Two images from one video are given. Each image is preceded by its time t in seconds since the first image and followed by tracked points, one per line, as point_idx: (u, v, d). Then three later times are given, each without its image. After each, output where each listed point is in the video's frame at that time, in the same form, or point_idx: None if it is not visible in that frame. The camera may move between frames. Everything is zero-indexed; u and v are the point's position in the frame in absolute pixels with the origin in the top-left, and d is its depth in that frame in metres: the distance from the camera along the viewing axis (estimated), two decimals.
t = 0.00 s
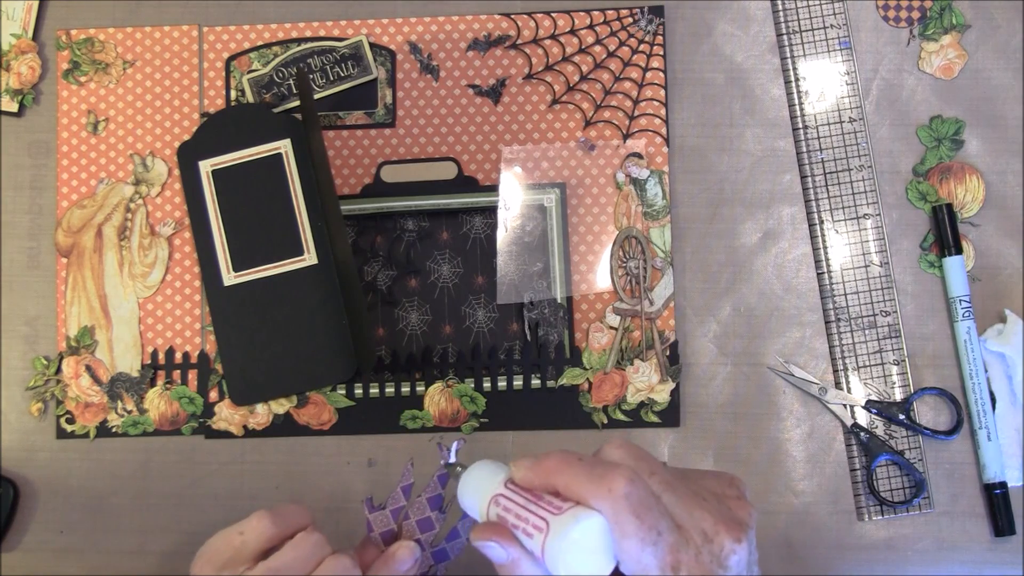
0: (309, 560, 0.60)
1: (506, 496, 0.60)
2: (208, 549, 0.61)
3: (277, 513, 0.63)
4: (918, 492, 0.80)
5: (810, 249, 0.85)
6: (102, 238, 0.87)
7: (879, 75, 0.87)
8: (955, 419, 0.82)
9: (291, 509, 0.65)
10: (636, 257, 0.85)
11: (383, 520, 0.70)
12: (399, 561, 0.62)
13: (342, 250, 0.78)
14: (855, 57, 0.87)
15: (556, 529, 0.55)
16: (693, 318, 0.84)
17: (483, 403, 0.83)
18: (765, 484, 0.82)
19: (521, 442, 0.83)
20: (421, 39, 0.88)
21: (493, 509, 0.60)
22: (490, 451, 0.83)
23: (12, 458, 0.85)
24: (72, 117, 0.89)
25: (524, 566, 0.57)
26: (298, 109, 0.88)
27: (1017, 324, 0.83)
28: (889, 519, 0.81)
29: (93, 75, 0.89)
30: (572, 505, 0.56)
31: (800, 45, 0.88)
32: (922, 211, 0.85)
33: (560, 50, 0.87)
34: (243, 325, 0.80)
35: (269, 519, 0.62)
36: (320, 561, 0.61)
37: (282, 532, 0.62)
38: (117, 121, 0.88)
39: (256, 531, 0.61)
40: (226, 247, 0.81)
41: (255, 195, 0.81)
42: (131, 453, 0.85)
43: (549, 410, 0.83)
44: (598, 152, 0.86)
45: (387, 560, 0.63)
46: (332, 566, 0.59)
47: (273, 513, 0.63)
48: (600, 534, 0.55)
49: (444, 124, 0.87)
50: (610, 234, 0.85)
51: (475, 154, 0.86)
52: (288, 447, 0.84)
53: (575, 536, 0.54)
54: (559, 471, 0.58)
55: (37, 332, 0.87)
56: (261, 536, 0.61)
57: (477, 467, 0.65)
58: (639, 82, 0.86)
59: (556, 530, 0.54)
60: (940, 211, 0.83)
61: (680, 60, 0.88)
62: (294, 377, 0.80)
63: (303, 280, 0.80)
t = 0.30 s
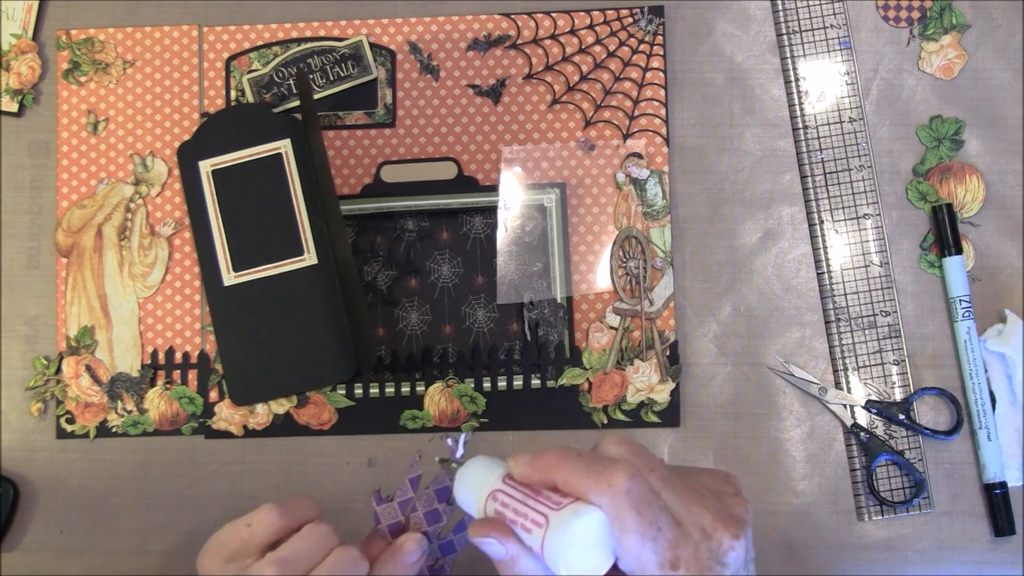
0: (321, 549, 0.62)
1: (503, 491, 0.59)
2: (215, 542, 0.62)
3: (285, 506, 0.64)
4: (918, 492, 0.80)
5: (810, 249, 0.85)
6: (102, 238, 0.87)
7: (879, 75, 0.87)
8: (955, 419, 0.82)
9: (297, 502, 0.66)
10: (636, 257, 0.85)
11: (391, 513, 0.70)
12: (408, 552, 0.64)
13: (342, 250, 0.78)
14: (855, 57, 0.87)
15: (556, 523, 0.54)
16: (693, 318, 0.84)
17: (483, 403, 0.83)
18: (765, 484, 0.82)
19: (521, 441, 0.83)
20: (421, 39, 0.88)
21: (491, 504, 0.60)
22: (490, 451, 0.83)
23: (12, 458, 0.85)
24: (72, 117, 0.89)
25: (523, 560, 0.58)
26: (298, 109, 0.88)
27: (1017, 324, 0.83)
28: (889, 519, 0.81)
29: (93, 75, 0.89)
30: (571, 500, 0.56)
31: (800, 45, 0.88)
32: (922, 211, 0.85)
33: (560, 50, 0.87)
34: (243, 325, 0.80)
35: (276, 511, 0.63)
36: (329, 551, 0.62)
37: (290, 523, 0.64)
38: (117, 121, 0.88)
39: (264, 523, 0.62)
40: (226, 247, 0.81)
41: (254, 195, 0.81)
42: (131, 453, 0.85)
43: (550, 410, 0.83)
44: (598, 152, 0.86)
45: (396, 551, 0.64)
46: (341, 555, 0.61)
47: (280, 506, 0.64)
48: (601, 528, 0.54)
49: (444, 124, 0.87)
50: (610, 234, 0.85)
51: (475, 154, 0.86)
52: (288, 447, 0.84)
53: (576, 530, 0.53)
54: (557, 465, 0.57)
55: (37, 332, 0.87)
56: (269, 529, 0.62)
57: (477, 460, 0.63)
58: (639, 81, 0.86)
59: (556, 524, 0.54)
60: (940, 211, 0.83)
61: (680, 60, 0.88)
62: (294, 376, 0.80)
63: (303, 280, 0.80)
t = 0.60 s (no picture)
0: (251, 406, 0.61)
1: (592, 457, 0.54)
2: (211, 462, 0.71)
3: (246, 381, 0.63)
4: (918, 492, 0.81)
5: (810, 249, 0.85)
6: (102, 238, 0.87)
7: (879, 75, 0.87)
8: (956, 419, 0.82)
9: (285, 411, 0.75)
10: (636, 257, 0.85)
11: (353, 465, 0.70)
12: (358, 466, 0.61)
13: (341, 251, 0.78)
14: (855, 57, 0.87)
15: (660, 483, 0.51)
16: (693, 318, 0.84)
17: (483, 403, 0.83)
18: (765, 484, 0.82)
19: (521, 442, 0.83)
20: (421, 39, 0.88)
21: (578, 471, 0.54)
22: (489, 451, 0.83)
23: (12, 458, 0.85)
24: (72, 117, 0.89)
25: (605, 533, 0.53)
26: (298, 109, 0.88)
27: (1017, 324, 0.83)
28: (889, 519, 0.81)
29: (93, 75, 0.89)
30: (672, 460, 0.53)
31: (800, 45, 0.88)
32: (922, 211, 0.85)
33: (560, 50, 0.87)
34: (243, 326, 0.80)
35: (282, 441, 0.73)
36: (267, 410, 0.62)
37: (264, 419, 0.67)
38: (117, 121, 0.88)
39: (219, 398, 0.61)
40: (226, 247, 0.81)
41: (254, 196, 0.81)
42: (130, 454, 0.85)
43: (550, 410, 0.83)
44: (598, 152, 0.86)
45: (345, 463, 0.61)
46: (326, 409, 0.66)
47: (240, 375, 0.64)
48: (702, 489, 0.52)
49: (444, 124, 0.87)
50: (610, 233, 0.85)
51: (475, 154, 0.86)
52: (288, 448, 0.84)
53: (685, 490, 0.50)
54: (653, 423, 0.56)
55: (37, 332, 0.87)
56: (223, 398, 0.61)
57: (539, 430, 0.57)
58: (639, 81, 0.86)
59: (663, 484, 0.50)
60: (940, 211, 0.83)
61: (681, 60, 0.88)
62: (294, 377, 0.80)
63: (303, 280, 0.80)
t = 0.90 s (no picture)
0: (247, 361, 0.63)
1: (608, 437, 0.55)
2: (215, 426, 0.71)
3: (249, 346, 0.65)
4: (918, 492, 0.80)
5: (809, 249, 0.85)
6: (102, 238, 0.87)
7: (879, 75, 0.87)
8: (956, 419, 0.82)
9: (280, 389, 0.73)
10: (636, 257, 0.85)
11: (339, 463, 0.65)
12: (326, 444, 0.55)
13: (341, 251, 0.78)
14: (855, 57, 0.87)
15: (679, 453, 0.52)
16: (693, 318, 0.84)
17: (483, 403, 0.83)
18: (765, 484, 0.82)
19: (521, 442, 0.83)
20: (421, 39, 0.88)
21: (597, 452, 0.55)
22: (489, 451, 0.83)
23: (12, 458, 0.85)
24: (72, 117, 0.89)
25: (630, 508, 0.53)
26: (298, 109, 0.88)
27: (1017, 324, 0.83)
28: (889, 519, 0.81)
29: (93, 75, 0.89)
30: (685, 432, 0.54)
31: (800, 45, 0.88)
32: (922, 211, 0.85)
33: (560, 50, 0.87)
34: (243, 326, 0.80)
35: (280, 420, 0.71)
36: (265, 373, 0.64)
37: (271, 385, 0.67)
38: (117, 121, 0.88)
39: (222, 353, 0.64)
40: (226, 247, 0.81)
41: (254, 196, 0.81)
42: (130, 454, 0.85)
43: (550, 410, 0.83)
44: (598, 152, 0.86)
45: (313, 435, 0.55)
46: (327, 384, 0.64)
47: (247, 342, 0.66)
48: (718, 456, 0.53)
49: (444, 124, 0.87)
50: (610, 233, 0.85)
51: (475, 154, 0.86)
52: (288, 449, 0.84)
53: (704, 456, 0.52)
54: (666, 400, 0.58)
55: (38, 332, 0.87)
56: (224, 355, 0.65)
57: (553, 424, 0.57)
58: (639, 82, 0.86)
59: (682, 453, 0.52)
60: (940, 211, 0.83)
61: (681, 60, 0.88)
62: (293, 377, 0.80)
63: (303, 280, 0.80)
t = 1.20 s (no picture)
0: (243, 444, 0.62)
1: (602, 453, 0.55)
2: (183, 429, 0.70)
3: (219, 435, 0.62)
4: (919, 492, 0.80)
5: (809, 249, 0.85)
6: (102, 238, 0.87)
7: (879, 75, 0.87)
8: (956, 419, 0.82)
9: (265, 380, 0.74)
10: (636, 257, 0.85)
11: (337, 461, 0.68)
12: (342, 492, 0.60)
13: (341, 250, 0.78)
14: (855, 57, 0.87)
15: (673, 464, 0.52)
16: (693, 318, 0.84)
17: (483, 403, 0.83)
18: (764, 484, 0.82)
19: (521, 442, 0.83)
20: (421, 39, 0.88)
21: (590, 470, 0.55)
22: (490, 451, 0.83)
23: (12, 458, 0.85)
24: (72, 117, 0.89)
25: (631, 522, 0.54)
26: (299, 109, 0.88)
27: (1017, 324, 0.83)
28: (889, 519, 0.81)
29: (93, 75, 0.89)
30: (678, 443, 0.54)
31: (800, 45, 0.88)
32: (922, 211, 0.85)
33: (560, 50, 0.87)
34: (243, 326, 0.80)
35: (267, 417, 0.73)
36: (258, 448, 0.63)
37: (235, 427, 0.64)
38: (117, 121, 0.88)
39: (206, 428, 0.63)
40: (225, 247, 0.81)
41: (254, 196, 0.81)
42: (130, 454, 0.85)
43: (549, 410, 0.83)
44: (598, 152, 0.86)
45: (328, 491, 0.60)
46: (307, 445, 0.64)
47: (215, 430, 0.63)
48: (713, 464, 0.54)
49: (444, 124, 0.87)
50: (610, 234, 0.85)
51: (475, 154, 0.86)
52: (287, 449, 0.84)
53: (698, 465, 0.52)
54: (657, 412, 0.59)
55: (37, 332, 0.87)
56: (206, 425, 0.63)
57: (544, 444, 0.58)
58: (639, 81, 0.86)
59: (676, 463, 0.52)
60: (940, 211, 0.83)
61: (681, 59, 0.88)
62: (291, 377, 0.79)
63: (303, 280, 0.80)
